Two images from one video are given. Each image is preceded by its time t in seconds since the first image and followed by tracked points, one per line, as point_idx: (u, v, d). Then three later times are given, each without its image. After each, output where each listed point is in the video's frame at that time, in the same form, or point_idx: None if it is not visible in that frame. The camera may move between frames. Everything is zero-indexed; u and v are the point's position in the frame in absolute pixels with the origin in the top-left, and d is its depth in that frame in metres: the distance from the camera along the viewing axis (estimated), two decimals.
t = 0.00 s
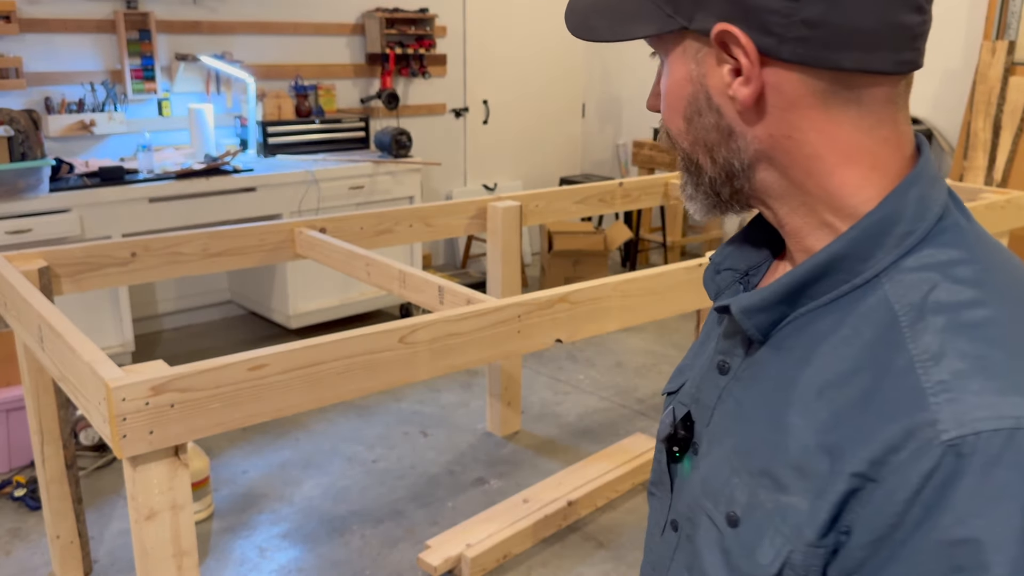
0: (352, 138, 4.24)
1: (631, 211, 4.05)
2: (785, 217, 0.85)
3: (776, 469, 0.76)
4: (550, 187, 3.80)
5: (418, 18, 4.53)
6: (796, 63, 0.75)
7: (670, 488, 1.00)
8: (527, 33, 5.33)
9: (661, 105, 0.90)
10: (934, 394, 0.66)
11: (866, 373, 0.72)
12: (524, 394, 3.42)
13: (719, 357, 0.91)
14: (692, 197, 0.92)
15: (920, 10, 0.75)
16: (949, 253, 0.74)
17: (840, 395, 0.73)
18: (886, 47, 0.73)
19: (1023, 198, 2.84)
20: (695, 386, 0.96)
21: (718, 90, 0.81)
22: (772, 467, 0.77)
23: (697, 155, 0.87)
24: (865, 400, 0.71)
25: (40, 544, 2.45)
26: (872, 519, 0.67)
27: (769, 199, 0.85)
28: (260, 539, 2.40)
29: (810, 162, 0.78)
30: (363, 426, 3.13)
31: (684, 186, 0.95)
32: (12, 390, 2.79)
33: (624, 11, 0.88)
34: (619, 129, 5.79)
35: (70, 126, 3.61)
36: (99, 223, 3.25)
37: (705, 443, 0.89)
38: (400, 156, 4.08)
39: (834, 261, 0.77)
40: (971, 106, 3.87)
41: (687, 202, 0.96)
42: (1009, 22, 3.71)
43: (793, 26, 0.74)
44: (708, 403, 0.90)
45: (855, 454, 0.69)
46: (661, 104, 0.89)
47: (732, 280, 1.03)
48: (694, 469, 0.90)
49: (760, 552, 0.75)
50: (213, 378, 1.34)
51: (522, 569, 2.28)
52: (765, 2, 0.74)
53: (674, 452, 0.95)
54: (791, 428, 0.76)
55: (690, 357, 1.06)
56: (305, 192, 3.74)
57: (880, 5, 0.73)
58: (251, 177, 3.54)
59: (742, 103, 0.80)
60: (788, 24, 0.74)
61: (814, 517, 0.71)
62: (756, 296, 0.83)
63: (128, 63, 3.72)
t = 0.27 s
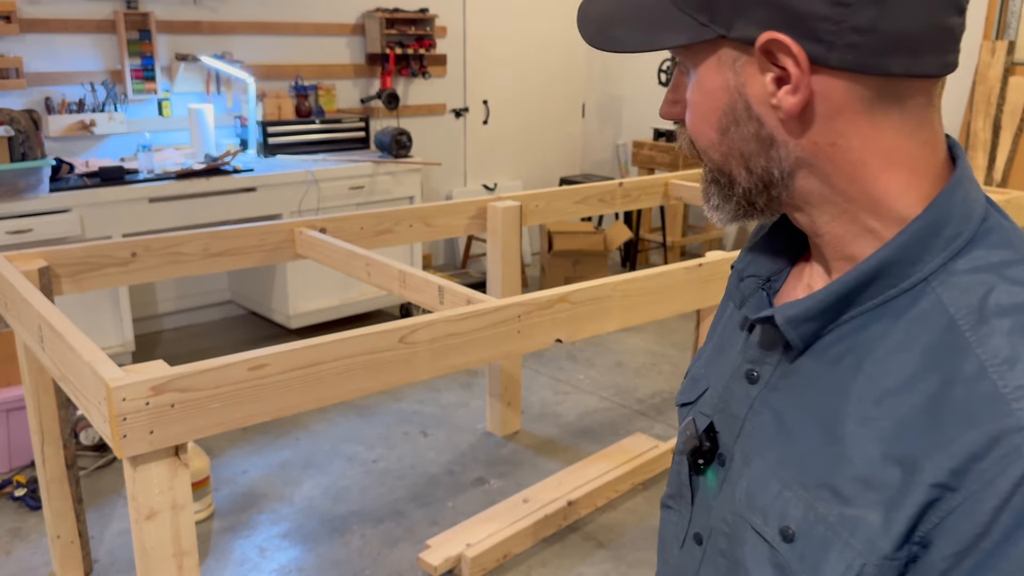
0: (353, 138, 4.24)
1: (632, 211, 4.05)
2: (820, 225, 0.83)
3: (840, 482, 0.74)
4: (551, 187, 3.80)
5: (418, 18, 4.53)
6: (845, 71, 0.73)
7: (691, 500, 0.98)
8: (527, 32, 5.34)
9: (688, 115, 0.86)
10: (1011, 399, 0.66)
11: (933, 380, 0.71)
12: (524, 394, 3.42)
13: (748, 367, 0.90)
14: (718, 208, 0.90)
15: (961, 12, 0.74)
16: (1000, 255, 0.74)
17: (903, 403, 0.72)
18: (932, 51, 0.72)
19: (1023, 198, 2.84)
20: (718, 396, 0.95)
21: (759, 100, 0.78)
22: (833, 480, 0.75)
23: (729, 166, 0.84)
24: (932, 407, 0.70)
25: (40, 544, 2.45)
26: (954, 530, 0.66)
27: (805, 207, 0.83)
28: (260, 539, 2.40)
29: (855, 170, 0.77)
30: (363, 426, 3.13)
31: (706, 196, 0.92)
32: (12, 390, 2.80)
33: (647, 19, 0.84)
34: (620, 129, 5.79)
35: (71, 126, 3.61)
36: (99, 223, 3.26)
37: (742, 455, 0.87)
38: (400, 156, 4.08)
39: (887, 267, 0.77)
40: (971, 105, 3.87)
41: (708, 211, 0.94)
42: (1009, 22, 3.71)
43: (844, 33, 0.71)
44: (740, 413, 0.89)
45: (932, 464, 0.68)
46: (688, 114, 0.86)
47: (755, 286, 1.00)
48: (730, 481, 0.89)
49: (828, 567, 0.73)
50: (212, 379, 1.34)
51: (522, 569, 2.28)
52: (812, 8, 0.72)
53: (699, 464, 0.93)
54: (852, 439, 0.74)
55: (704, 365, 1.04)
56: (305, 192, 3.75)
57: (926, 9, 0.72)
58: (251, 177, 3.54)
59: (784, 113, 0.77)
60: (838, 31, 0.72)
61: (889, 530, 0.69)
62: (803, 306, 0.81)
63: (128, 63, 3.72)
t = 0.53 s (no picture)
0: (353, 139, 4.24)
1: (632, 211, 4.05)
2: (847, 229, 0.83)
3: (877, 491, 0.74)
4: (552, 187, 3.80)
5: (418, 18, 4.53)
6: (884, 73, 0.73)
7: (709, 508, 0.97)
8: (528, 32, 5.34)
9: (714, 118, 0.86)
10: None
11: (972, 387, 0.71)
12: (524, 394, 3.42)
13: (771, 373, 0.89)
14: (740, 211, 0.89)
15: (995, 15, 0.75)
16: None
17: (942, 411, 0.72)
18: (971, 52, 0.73)
19: None
20: (738, 402, 0.94)
21: (793, 103, 0.78)
22: (870, 488, 0.75)
23: (757, 169, 0.83)
24: (973, 414, 0.70)
25: (40, 544, 2.45)
26: (1000, 537, 0.66)
27: (834, 212, 0.82)
28: (260, 539, 2.40)
29: (890, 174, 0.77)
30: (363, 426, 3.13)
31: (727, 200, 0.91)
32: (12, 390, 2.80)
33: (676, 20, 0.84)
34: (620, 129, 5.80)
35: (71, 126, 3.61)
36: (99, 223, 3.26)
37: (766, 463, 0.86)
38: (400, 156, 4.08)
39: (923, 272, 0.76)
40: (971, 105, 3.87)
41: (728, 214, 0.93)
42: (1009, 22, 3.71)
43: (885, 35, 0.71)
44: (762, 419, 0.89)
45: (977, 473, 0.68)
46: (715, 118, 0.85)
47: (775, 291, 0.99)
48: (754, 489, 0.88)
49: None
50: (212, 379, 1.34)
51: (522, 569, 2.28)
52: (852, 11, 0.72)
53: (719, 472, 0.93)
54: (889, 447, 0.74)
55: (718, 371, 1.03)
56: (305, 192, 3.75)
57: (965, 11, 0.72)
58: (252, 177, 3.54)
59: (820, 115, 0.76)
60: (880, 33, 0.71)
61: (932, 539, 0.69)
62: (834, 313, 0.80)
63: (128, 63, 3.73)
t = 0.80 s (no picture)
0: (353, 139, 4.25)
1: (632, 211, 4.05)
2: (856, 235, 0.83)
3: (876, 499, 0.73)
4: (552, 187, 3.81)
5: (418, 18, 4.53)
6: (885, 78, 0.73)
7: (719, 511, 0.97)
8: (528, 33, 5.34)
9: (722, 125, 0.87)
10: None
11: (975, 398, 0.70)
12: (524, 394, 3.43)
13: (781, 377, 0.89)
14: (751, 217, 0.90)
15: (1004, 17, 0.75)
16: None
17: (945, 420, 0.71)
18: (978, 56, 0.73)
19: None
20: (750, 406, 0.94)
21: (794, 109, 0.79)
22: (871, 496, 0.74)
23: (765, 175, 0.84)
24: (975, 424, 0.69)
25: (40, 543, 2.45)
26: (996, 551, 0.65)
27: (843, 219, 0.82)
28: (260, 539, 2.41)
29: (895, 180, 0.76)
30: (363, 426, 3.13)
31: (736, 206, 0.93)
32: (12, 390, 2.80)
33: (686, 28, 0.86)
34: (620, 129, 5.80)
35: (71, 126, 3.61)
36: (99, 223, 3.26)
37: (772, 467, 0.86)
38: (400, 156, 4.08)
39: (931, 279, 0.75)
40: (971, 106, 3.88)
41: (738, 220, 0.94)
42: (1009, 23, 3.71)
43: (886, 41, 0.72)
44: (772, 424, 0.88)
45: (974, 485, 0.67)
46: (722, 124, 0.87)
47: (788, 295, 0.99)
48: (761, 494, 0.88)
49: None
50: (213, 378, 1.35)
51: (522, 568, 2.28)
52: (853, 17, 0.72)
53: (729, 474, 0.93)
54: (891, 456, 0.73)
55: (731, 374, 1.03)
56: (305, 192, 3.75)
57: (971, 15, 0.72)
58: (252, 177, 3.55)
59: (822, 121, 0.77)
60: (880, 39, 0.72)
61: (928, 549, 0.69)
62: (841, 319, 0.80)
63: (128, 63, 3.73)
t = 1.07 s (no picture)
0: (353, 139, 4.25)
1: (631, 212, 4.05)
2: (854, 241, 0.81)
3: (844, 511, 0.72)
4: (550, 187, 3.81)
5: (418, 18, 4.54)
6: (842, 89, 0.73)
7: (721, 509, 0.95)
8: (528, 33, 5.34)
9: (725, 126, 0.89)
10: None
11: (947, 417, 0.67)
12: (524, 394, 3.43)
13: (784, 381, 0.87)
14: (764, 215, 0.90)
15: (984, 27, 0.69)
16: None
17: (918, 438, 0.68)
18: (942, 69, 0.69)
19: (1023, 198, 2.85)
20: (754, 408, 0.92)
21: (772, 114, 0.80)
22: (841, 507, 0.72)
23: (761, 176, 0.85)
24: (943, 444, 0.67)
25: (40, 544, 2.46)
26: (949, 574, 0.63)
27: (838, 222, 0.82)
28: (260, 539, 2.41)
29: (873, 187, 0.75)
30: (363, 426, 3.13)
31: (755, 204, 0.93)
32: (12, 390, 2.80)
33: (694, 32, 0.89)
34: (620, 130, 5.80)
35: (71, 126, 3.62)
36: (100, 224, 3.26)
37: (764, 468, 0.84)
38: (401, 156, 4.08)
39: (918, 292, 0.73)
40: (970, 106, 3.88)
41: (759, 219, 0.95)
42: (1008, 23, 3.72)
43: (835, 52, 0.72)
44: (769, 427, 0.87)
45: (930, 505, 0.65)
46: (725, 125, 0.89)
47: (801, 297, 0.99)
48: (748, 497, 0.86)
49: None
50: (213, 378, 1.35)
51: (522, 568, 2.29)
52: (806, 26, 0.73)
53: (734, 472, 0.90)
54: (863, 468, 0.71)
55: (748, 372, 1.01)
56: (305, 192, 3.75)
57: (929, 28, 0.68)
58: (252, 177, 3.55)
59: (796, 126, 0.78)
60: (830, 49, 0.72)
61: (883, 565, 0.67)
62: (830, 326, 0.79)
63: (128, 64, 3.73)
